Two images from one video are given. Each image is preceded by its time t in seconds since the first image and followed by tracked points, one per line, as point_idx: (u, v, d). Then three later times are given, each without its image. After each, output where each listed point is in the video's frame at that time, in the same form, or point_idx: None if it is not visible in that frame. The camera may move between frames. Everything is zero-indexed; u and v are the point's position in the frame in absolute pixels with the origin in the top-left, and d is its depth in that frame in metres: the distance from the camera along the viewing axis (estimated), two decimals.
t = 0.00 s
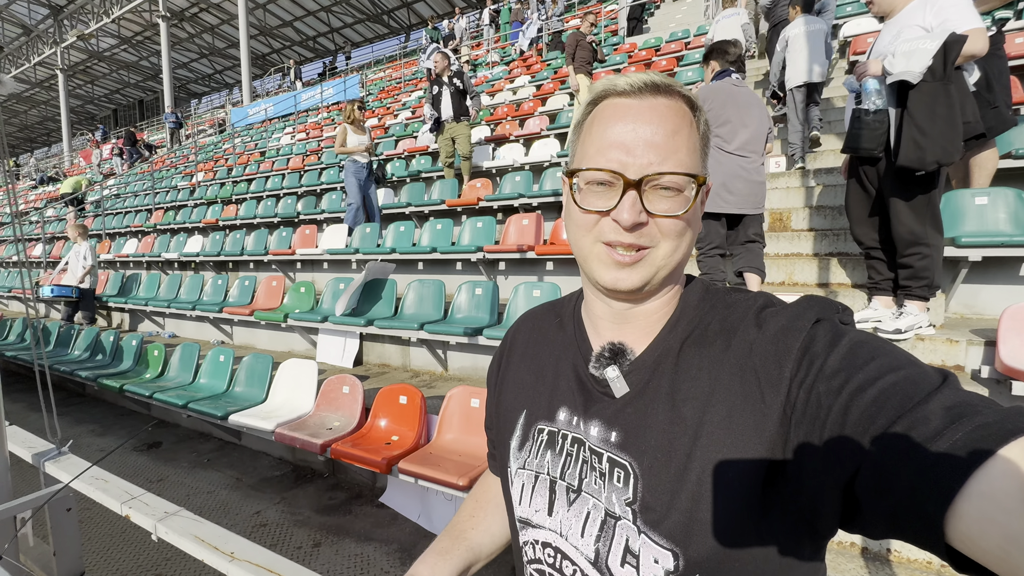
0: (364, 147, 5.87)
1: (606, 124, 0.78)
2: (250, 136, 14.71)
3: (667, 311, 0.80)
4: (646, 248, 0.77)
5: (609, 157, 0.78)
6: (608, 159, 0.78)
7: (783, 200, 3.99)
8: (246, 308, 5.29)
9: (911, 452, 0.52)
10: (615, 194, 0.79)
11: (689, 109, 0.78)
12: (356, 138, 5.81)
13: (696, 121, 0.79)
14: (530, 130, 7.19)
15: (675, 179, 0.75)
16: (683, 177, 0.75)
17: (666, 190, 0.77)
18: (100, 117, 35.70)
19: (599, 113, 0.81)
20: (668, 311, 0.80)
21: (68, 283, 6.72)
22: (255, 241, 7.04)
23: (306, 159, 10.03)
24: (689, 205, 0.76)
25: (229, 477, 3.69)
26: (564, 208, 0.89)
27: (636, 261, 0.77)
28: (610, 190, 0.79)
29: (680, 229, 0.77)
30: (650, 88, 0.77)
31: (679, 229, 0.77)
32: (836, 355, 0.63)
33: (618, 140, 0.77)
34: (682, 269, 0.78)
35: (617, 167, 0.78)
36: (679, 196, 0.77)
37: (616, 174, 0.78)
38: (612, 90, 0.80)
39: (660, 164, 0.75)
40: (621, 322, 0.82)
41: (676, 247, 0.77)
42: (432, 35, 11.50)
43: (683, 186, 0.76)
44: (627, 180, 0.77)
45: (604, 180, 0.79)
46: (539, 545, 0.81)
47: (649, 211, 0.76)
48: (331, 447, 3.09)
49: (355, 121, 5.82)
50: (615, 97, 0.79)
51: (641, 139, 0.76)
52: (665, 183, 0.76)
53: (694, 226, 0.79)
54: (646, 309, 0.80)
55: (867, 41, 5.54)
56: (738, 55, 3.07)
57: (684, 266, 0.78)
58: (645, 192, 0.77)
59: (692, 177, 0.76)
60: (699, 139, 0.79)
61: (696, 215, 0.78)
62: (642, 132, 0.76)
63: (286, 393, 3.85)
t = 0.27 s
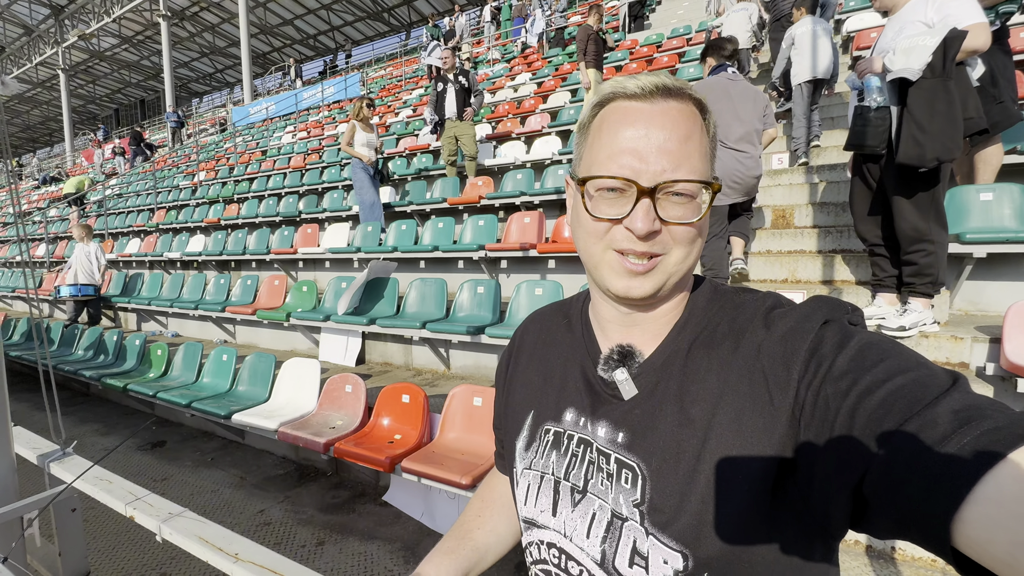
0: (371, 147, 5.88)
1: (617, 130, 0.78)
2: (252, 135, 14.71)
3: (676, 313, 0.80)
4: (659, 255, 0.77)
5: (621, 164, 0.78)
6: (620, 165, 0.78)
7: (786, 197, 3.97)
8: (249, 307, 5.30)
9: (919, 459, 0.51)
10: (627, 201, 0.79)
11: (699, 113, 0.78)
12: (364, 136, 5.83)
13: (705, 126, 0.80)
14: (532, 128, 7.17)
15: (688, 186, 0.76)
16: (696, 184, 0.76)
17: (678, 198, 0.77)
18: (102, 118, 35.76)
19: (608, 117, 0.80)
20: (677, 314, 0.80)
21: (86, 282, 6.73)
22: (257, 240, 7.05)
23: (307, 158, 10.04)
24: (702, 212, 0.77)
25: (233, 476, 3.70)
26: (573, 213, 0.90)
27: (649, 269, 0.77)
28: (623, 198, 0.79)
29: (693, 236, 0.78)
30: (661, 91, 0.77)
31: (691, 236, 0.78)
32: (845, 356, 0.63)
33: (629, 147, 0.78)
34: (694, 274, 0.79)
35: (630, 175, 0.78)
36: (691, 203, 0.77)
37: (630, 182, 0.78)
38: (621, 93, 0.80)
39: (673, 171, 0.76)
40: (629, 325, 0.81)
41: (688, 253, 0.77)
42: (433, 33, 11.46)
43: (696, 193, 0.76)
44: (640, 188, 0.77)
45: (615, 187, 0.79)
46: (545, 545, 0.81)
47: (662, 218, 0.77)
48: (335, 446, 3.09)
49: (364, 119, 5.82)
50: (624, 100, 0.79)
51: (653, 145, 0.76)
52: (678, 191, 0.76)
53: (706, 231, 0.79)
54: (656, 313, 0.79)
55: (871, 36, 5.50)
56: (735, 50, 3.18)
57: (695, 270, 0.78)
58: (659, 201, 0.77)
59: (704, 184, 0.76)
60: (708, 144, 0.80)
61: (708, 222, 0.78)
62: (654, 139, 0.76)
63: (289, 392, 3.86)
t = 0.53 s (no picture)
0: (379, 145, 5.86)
1: (604, 137, 0.81)
2: (250, 134, 14.71)
3: (676, 307, 0.82)
4: (654, 254, 0.79)
5: (610, 170, 0.81)
6: (609, 172, 0.81)
7: (783, 194, 3.99)
8: (249, 307, 5.31)
9: (889, 441, 0.54)
10: (619, 205, 0.82)
11: (683, 111, 0.80)
12: (370, 134, 5.83)
13: (691, 122, 0.81)
14: (530, 126, 7.18)
15: (676, 185, 0.78)
16: (684, 183, 0.78)
17: (668, 197, 0.79)
18: (99, 117, 35.67)
19: (595, 125, 0.83)
20: (677, 309, 0.83)
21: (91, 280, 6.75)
22: (256, 240, 7.06)
23: (306, 157, 10.05)
24: (693, 209, 0.79)
25: (235, 474, 3.73)
26: (570, 218, 0.92)
27: (645, 269, 0.79)
28: (614, 202, 0.82)
29: (686, 233, 0.80)
30: (642, 96, 0.79)
31: (685, 233, 0.80)
32: (833, 346, 0.65)
33: (616, 153, 0.80)
34: (689, 268, 0.81)
35: (619, 180, 0.80)
36: (682, 201, 0.79)
37: (619, 187, 0.80)
38: (604, 100, 0.82)
39: (660, 172, 0.78)
40: (629, 319, 0.84)
41: (682, 250, 0.79)
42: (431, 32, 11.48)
43: (685, 191, 0.78)
44: (629, 193, 0.80)
45: (605, 194, 0.82)
46: (551, 532, 0.84)
47: (653, 218, 0.79)
48: (336, 444, 3.12)
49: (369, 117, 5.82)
50: (608, 106, 0.81)
51: (640, 149, 0.79)
52: (666, 191, 0.78)
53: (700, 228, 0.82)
54: (654, 309, 0.82)
55: (867, 34, 5.52)
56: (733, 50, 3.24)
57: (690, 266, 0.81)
58: (649, 202, 0.79)
59: (692, 182, 0.78)
60: (695, 139, 0.81)
61: (700, 217, 0.80)
62: (641, 143, 0.78)
63: (290, 391, 3.88)
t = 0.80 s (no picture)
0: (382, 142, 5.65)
1: (592, 148, 0.83)
2: (245, 135, 14.63)
3: (678, 317, 0.83)
4: (649, 261, 0.80)
5: (599, 181, 0.82)
6: (598, 182, 0.82)
7: (778, 196, 4.02)
8: (244, 309, 5.29)
9: (891, 451, 0.55)
10: (610, 215, 0.83)
11: (670, 121, 0.81)
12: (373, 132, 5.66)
13: (679, 130, 0.82)
14: (527, 127, 7.19)
15: (664, 191, 0.79)
16: (672, 190, 0.79)
17: (657, 204, 0.80)
18: (92, 117, 35.38)
19: (583, 139, 0.85)
20: (678, 318, 0.83)
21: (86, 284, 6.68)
22: (251, 241, 7.03)
23: (301, 158, 10.02)
24: (681, 215, 0.80)
25: (231, 477, 3.71)
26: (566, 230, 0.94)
27: (639, 277, 0.80)
28: (604, 212, 0.83)
29: (677, 239, 0.80)
30: (625, 108, 0.81)
31: (677, 238, 0.80)
32: (834, 356, 0.66)
33: (604, 163, 0.81)
34: (685, 275, 0.81)
35: (607, 190, 0.82)
36: (671, 207, 0.80)
37: (607, 197, 0.82)
38: (590, 116, 0.84)
39: (647, 180, 0.79)
40: (632, 330, 0.85)
41: (678, 255, 0.80)
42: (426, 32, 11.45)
43: (673, 197, 0.80)
44: (618, 202, 0.81)
45: (595, 204, 0.84)
46: (556, 544, 0.84)
47: (643, 225, 0.80)
48: (333, 447, 3.11)
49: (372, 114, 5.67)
50: (594, 121, 0.83)
51: (626, 159, 0.80)
52: (654, 198, 0.80)
53: (692, 232, 0.82)
54: (652, 317, 0.83)
55: (861, 36, 5.56)
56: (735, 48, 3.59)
57: (687, 272, 0.81)
58: (637, 210, 0.81)
59: (680, 188, 0.79)
60: (684, 146, 0.82)
61: (691, 223, 0.81)
62: (629, 153, 0.80)
63: (287, 394, 3.87)
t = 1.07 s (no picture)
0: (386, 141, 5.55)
1: (580, 139, 0.85)
2: (237, 134, 14.53)
3: (678, 308, 0.84)
4: (623, 258, 0.81)
5: (581, 172, 0.84)
6: (580, 174, 0.84)
7: (772, 196, 4.05)
8: (238, 309, 5.25)
9: (902, 441, 0.55)
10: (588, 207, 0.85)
11: (664, 113, 0.81)
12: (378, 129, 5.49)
13: (674, 123, 0.82)
14: (522, 127, 7.19)
15: (641, 187, 0.79)
16: (646, 185, 0.79)
17: (635, 198, 0.81)
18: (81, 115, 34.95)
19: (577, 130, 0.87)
20: (674, 314, 0.84)
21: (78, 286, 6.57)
22: (245, 241, 6.98)
23: (295, 157, 9.97)
24: (655, 210, 0.79)
25: (225, 478, 3.68)
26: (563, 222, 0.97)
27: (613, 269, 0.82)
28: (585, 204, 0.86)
29: (651, 237, 0.80)
30: (618, 101, 0.82)
31: (653, 236, 0.80)
32: (839, 346, 0.67)
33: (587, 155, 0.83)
34: (669, 272, 0.81)
35: (586, 182, 0.84)
36: (648, 202, 0.80)
37: (585, 189, 0.84)
38: (586, 107, 0.86)
39: (624, 173, 0.80)
40: (633, 323, 0.85)
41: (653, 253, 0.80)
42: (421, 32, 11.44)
43: (649, 193, 0.79)
44: (594, 194, 0.83)
45: (578, 196, 0.86)
46: (568, 533, 0.83)
47: (618, 220, 0.81)
48: (329, 447, 3.10)
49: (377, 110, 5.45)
50: (589, 113, 0.86)
51: (609, 150, 0.81)
52: (632, 191, 0.80)
53: (671, 230, 0.81)
54: (647, 313, 0.83)
55: (853, 37, 5.61)
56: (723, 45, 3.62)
57: (667, 270, 0.80)
58: (613, 203, 0.82)
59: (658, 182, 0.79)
60: (677, 140, 0.82)
61: (671, 220, 0.80)
62: (614, 145, 0.81)
63: (282, 394, 3.85)
